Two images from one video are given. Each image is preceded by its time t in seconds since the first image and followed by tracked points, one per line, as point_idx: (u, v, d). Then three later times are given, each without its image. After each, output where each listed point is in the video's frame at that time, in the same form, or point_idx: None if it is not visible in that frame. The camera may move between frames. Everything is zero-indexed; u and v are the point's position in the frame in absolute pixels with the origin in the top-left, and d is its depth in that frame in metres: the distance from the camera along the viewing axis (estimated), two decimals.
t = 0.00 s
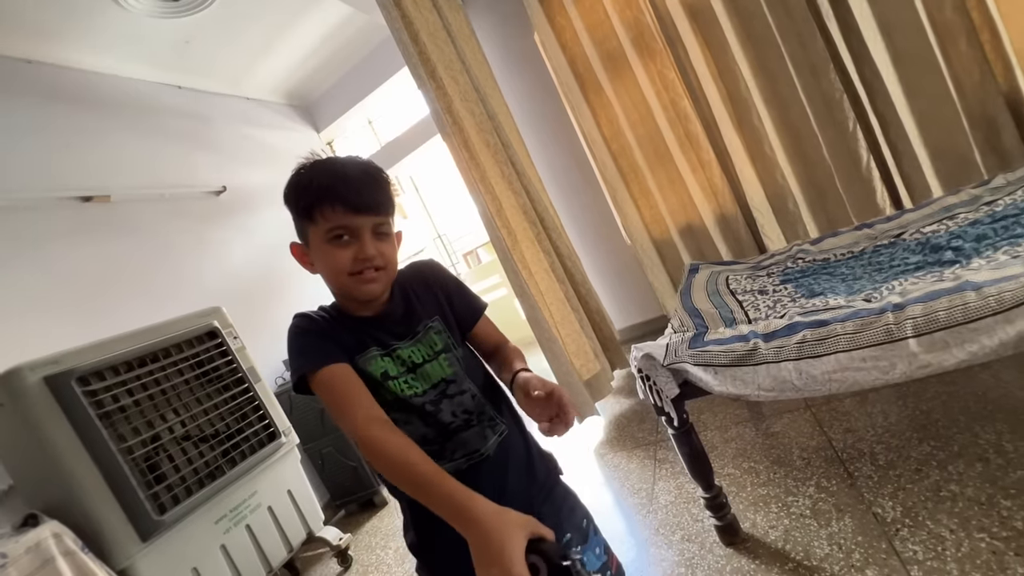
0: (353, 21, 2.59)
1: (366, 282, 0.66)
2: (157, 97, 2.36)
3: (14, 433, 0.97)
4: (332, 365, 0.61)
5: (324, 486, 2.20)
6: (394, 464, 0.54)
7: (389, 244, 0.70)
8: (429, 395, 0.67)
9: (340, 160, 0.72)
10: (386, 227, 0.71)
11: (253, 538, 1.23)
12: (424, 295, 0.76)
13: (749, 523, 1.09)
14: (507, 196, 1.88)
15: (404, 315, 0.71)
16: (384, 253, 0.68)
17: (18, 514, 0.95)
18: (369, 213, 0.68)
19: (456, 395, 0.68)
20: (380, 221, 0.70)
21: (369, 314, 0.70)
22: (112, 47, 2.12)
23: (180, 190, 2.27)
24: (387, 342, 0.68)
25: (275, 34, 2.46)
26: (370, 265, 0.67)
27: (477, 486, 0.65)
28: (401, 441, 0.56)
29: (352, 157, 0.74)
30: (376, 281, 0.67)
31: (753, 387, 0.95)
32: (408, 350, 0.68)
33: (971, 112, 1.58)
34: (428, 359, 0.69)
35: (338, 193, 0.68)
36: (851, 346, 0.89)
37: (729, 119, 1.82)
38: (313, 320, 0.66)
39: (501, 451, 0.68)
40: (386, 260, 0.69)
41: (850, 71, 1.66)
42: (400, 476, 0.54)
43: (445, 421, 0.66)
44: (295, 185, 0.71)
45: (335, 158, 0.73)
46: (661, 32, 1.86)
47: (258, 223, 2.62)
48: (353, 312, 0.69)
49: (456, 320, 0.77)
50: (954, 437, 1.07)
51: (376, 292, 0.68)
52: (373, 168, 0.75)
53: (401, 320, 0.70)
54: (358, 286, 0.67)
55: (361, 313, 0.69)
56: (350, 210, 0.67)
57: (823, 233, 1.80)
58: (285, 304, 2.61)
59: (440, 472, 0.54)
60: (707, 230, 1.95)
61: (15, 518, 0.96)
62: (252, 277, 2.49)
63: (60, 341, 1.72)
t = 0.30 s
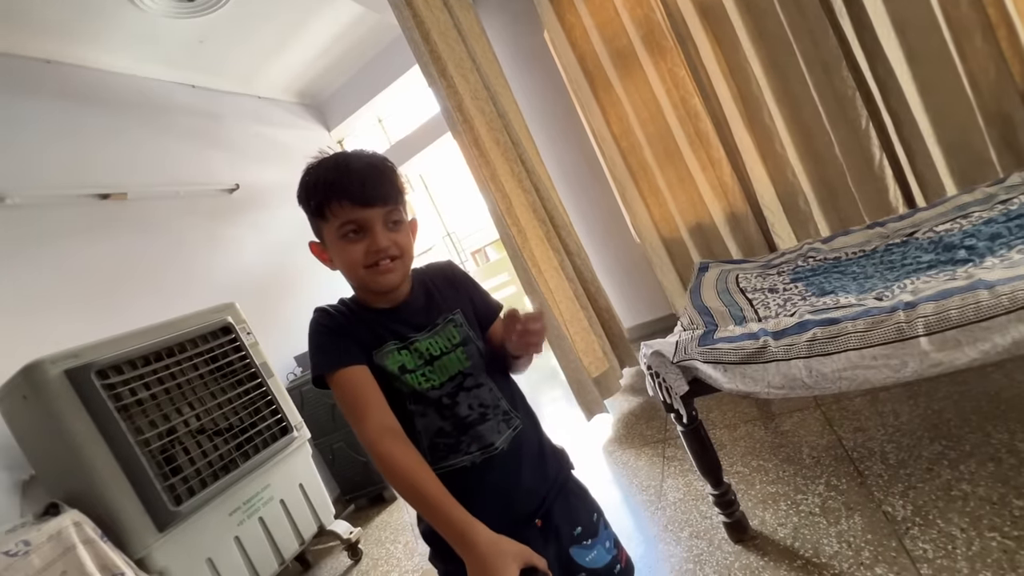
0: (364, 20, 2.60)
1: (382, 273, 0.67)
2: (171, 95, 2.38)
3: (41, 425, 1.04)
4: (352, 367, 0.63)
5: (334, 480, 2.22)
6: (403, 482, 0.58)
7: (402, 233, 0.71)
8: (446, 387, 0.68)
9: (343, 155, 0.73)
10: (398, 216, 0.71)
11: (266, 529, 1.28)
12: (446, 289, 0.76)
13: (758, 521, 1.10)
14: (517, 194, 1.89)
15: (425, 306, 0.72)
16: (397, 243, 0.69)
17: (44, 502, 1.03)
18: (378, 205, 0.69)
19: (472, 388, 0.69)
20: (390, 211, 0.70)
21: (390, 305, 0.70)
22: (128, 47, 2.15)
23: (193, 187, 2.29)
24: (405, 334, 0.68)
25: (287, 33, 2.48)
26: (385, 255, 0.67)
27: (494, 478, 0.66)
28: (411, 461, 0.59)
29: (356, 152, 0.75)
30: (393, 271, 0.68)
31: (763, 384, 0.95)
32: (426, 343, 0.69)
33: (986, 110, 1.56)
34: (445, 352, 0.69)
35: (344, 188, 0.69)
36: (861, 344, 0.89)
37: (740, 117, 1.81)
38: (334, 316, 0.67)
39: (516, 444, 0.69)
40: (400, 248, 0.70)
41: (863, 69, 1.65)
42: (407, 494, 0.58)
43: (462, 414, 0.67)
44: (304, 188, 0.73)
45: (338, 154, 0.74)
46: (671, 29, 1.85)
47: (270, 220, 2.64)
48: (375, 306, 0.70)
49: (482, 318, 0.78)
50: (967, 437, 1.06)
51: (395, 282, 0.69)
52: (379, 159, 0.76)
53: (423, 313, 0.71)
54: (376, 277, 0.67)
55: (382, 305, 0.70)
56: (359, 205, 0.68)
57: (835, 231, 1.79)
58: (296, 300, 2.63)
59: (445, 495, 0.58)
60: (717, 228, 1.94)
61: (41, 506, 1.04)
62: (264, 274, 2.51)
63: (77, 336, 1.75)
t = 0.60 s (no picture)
0: (374, 19, 2.61)
1: (395, 265, 0.69)
2: (185, 93, 2.40)
3: (59, 416, 1.06)
4: (369, 368, 0.64)
5: (344, 475, 2.23)
6: (409, 495, 0.60)
7: (412, 222, 0.72)
8: (465, 377, 0.68)
9: (348, 147, 0.73)
10: (407, 205, 0.72)
11: (277, 522, 1.30)
12: (461, 281, 0.77)
13: (768, 519, 1.09)
14: (527, 192, 1.89)
15: (441, 298, 0.73)
16: (408, 233, 0.70)
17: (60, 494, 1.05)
18: (386, 195, 0.69)
19: (490, 377, 0.70)
20: (399, 200, 0.71)
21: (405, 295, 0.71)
22: (143, 46, 2.17)
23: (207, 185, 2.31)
24: (422, 325, 0.69)
25: (299, 31, 2.49)
26: (397, 247, 0.69)
27: (511, 469, 0.66)
28: (420, 475, 0.61)
29: (362, 141, 0.75)
30: (405, 262, 0.69)
31: (774, 381, 0.95)
32: (443, 333, 0.69)
33: (1004, 108, 1.54)
34: (463, 342, 0.70)
35: (352, 181, 0.69)
36: (875, 341, 0.88)
37: (752, 115, 1.80)
38: (352, 307, 0.68)
39: (533, 434, 0.69)
40: (412, 238, 0.70)
41: (878, 66, 1.63)
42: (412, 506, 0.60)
43: (480, 404, 0.68)
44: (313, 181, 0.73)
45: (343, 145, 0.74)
46: (683, 27, 1.84)
47: (282, 217, 2.65)
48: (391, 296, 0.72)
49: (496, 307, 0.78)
50: (981, 437, 1.05)
51: (409, 272, 0.70)
52: (385, 146, 0.75)
53: (440, 302, 0.72)
54: (390, 269, 0.69)
55: (398, 295, 0.71)
56: (367, 197, 0.69)
57: (847, 230, 1.78)
58: (307, 297, 2.65)
59: (450, 512, 0.60)
60: (727, 226, 1.93)
61: (59, 496, 1.07)
62: (276, 271, 2.53)
63: (92, 331, 1.77)
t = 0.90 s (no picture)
0: (384, 19, 2.62)
1: (409, 256, 0.69)
2: (198, 94, 2.42)
3: (75, 412, 1.08)
4: (380, 376, 0.64)
5: (352, 473, 2.24)
6: (406, 507, 0.62)
7: (426, 216, 0.73)
8: (477, 375, 0.69)
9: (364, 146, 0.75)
10: (421, 198, 0.73)
11: (287, 519, 1.31)
12: (476, 280, 0.77)
13: (777, 521, 1.09)
14: (536, 192, 1.90)
15: (455, 296, 0.73)
16: (422, 225, 0.71)
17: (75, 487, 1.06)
18: (399, 188, 0.71)
19: (502, 376, 0.70)
20: (412, 194, 0.72)
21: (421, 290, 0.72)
22: (156, 46, 2.19)
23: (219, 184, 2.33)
24: (436, 323, 0.70)
25: (310, 32, 2.51)
26: (411, 238, 0.69)
27: (522, 469, 0.66)
28: (419, 492, 0.62)
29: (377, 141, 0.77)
30: (419, 254, 0.70)
31: (784, 383, 0.95)
32: (456, 332, 0.70)
33: (1020, 108, 1.52)
34: (475, 341, 0.71)
35: (366, 176, 0.71)
36: (887, 344, 0.88)
37: (763, 116, 1.79)
38: (365, 308, 0.69)
39: (545, 434, 0.70)
40: (426, 231, 0.71)
41: (891, 67, 1.62)
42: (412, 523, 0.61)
43: (493, 403, 0.68)
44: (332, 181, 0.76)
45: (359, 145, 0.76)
46: (693, 27, 1.84)
47: (293, 216, 2.67)
48: (407, 291, 0.72)
49: (511, 305, 0.79)
50: (994, 441, 1.04)
51: (423, 264, 0.70)
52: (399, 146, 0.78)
53: (454, 300, 0.73)
54: (404, 261, 0.69)
55: (414, 289, 0.71)
56: (381, 190, 0.70)
57: (858, 231, 1.76)
58: (316, 295, 2.66)
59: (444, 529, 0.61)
60: (737, 228, 1.93)
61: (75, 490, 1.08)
62: (286, 269, 2.55)
63: (105, 329, 1.79)
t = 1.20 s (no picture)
0: (391, 19, 2.62)
1: (421, 246, 0.69)
2: (206, 93, 2.43)
3: (83, 407, 1.08)
4: (382, 379, 0.65)
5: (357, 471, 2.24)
6: (389, 511, 0.63)
7: (439, 207, 0.73)
8: (484, 370, 0.69)
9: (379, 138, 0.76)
10: (434, 190, 0.73)
11: (292, 516, 1.32)
12: (485, 274, 0.77)
13: (783, 523, 1.08)
14: (542, 192, 1.90)
15: (464, 291, 0.73)
16: (435, 216, 0.71)
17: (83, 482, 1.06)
18: (414, 179, 0.71)
19: (509, 372, 0.70)
20: (426, 186, 0.73)
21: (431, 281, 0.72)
22: (166, 45, 2.20)
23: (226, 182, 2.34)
24: (443, 318, 0.70)
25: (317, 31, 2.51)
26: (424, 229, 0.69)
27: (528, 466, 0.66)
28: (401, 499, 0.63)
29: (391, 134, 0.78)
30: (431, 244, 0.70)
31: (793, 384, 0.94)
32: (463, 326, 0.70)
33: None
34: (483, 336, 0.70)
35: (381, 165, 0.71)
36: (897, 345, 0.87)
37: (771, 116, 1.78)
38: (374, 304, 0.70)
39: (553, 430, 0.69)
40: (438, 222, 0.71)
41: (902, 67, 1.60)
42: (388, 528, 0.63)
43: (500, 399, 0.68)
44: (346, 171, 0.76)
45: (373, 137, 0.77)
46: (700, 26, 1.83)
47: (300, 214, 2.67)
48: (418, 283, 0.72)
49: (521, 298, 0.79)
50: (1005, 444, 1.03)
51: (435, 255, 0.70)
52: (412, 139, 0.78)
53: (463, 294, 0.73)
54: (417, 251, 0.69)
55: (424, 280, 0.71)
56: (396, 180, 0.71)
57: (867, 232, 1.75)
58: (323, 293, 2.67)
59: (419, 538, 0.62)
60: (744, 228, 1.91)
61: (83, 485, 1.08)
62: (294, 267, 2.56)
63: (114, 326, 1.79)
